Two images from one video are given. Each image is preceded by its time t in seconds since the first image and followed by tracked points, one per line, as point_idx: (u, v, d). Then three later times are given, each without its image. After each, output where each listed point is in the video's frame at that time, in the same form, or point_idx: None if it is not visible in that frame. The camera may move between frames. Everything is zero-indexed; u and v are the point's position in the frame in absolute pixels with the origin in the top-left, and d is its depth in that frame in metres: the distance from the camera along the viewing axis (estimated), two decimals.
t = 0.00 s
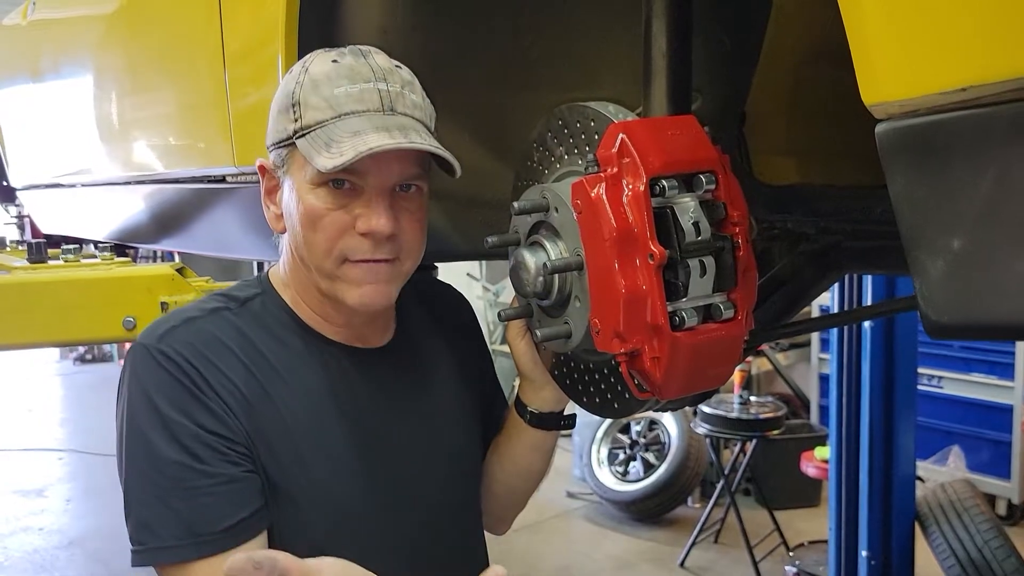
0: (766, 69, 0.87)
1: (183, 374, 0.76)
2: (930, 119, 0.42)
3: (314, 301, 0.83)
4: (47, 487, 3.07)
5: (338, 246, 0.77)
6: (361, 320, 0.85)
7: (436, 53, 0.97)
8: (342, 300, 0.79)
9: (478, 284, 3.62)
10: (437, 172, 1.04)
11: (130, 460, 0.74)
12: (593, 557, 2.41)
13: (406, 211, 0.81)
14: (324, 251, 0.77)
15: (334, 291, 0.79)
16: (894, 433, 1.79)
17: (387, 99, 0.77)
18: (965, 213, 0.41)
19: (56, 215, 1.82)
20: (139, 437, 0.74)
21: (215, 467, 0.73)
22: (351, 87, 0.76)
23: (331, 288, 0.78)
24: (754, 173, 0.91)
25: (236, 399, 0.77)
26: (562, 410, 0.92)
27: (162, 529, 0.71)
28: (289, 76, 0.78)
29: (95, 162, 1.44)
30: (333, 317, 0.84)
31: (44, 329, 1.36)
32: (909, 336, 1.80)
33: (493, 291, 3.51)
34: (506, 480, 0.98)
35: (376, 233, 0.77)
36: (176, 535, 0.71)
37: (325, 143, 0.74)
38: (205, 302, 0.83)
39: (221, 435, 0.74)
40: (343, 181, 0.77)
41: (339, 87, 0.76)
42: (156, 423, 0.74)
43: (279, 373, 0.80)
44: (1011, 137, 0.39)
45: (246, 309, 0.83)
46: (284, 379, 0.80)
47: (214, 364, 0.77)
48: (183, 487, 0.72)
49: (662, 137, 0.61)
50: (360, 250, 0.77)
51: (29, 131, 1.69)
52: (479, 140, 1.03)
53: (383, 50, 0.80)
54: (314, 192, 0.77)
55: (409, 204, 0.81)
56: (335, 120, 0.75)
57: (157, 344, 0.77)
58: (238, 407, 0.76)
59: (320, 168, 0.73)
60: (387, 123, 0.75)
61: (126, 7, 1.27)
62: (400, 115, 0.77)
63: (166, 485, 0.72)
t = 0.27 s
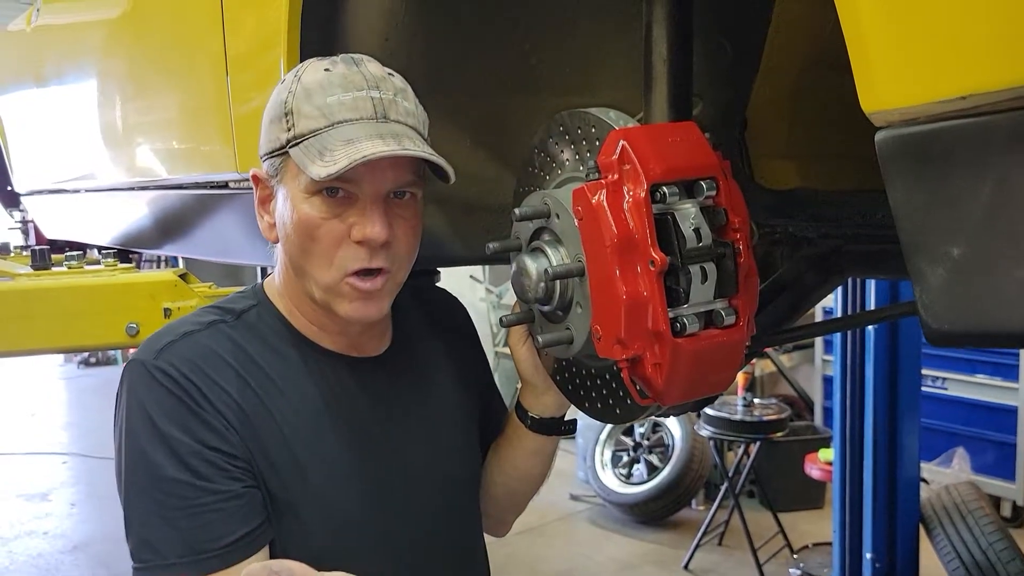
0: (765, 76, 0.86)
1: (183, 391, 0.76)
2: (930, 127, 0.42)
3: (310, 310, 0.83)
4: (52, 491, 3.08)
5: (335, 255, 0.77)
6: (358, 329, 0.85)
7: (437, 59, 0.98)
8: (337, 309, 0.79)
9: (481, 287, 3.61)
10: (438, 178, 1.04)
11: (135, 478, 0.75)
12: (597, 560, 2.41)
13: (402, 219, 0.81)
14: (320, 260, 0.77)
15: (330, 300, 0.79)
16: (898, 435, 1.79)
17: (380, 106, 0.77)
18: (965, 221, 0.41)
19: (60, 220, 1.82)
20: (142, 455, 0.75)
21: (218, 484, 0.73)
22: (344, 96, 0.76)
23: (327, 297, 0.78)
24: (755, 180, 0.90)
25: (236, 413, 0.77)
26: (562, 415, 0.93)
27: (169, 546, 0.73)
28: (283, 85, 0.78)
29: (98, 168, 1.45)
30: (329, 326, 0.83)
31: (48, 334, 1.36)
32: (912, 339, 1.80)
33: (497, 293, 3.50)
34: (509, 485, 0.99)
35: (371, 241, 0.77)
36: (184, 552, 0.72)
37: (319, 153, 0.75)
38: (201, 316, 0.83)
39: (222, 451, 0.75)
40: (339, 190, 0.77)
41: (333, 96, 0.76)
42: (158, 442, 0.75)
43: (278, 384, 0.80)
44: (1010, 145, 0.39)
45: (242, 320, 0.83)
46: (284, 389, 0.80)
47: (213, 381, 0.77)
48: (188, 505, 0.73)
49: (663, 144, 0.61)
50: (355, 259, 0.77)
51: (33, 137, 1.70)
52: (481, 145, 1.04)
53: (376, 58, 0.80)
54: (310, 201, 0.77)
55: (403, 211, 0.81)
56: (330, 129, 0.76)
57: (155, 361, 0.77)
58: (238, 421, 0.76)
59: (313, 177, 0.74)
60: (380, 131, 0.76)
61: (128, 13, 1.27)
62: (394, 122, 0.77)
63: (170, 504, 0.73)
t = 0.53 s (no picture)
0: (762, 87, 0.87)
1: (138, 408, 0.77)
2: (926, 141, 0.42)
3: (280, 315, 0.83)
4: (55, 504, 3.08)
5: (313, 258, 0.78)
6: (324, 334, 0.86)
7: (438, 72, 0.98)
8: (313, 312, 0.80)
9: (485, 297, 3.65)
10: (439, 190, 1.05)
11: (84, 494, 0.76)
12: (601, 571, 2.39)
13: (378, 222, 0.82)
14: (298, 264, 0.78)
15: (304, 302, 0.80)
16: (903, 445, 1.78)
17: (356, 108, 0.78)
18: (962, 235, 0.41)
19: (64, 233, 1.83)
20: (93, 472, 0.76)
21: (172, 503, 0.76)
22: (318, 98, 0.78)
23: (303, 300, 0.80)
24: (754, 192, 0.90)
25: (191, 430, 0.79)
26: (556, 429, 0.94)
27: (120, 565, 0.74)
28: (250, 89, 0.79)
29: (102, 181, 1.46)
30: (297, 330, 0.84)
31: (51, 347, 1.36)
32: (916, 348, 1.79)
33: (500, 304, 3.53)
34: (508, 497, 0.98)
35: (349, 245, 0.78)
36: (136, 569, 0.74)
37: (299, 153, 0.75)
38: (157, 329, 0.84)
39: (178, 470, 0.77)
40: (315, 194, 0.78)
41: (305, 99, 0.78)
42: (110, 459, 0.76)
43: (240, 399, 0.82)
44: (1005, 160, 0.39)
45: (200, 332, 0.85)
46: (241, 405, 0.81)
47: (167, 398, 0.79)
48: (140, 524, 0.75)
49: (661, 157, 0.62)
50: (334, 262, 0.78)
51: (38, 150, 1.71)
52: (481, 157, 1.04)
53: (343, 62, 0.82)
54: (285, 205, 0.78)
55: (379, 215, 0.83)
56: (307, 130, 0.76)
57: (109, 375, 0.78)
58: (193, 437, 0.78)
59: (295, 175, 0.74)
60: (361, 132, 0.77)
61: (132, 28, 1.29)
62: (370, 123, 0.79)
63: (124, 522, 0.75)
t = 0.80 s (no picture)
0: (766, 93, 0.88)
1: (78, 409, 0.79)
2: (924, 152, 0.42)
3: (248, 319, 0.90)
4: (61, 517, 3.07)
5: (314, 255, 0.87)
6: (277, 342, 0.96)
7: (439, 84, 0.98)
8: (319, 302, 0.89)
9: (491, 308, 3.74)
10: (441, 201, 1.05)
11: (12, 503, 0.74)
12: None
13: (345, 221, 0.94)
14: (298, 264, 0.86)
15: (309, 296, 0.88)
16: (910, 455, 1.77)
17: (312, 104, 0.87)
18: (962, 245, 0.41)
19: (68, 247, 1.84)
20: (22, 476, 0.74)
21: (119, 507, 0.75)
22: (272, 98, 0.85)
23: (310, 293, 0.88)
24: (757, 202, 0.90)
25: (138, 432, 0.81)
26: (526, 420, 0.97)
27: None
28: (190, 108, 0.84)
29: (107, 196, 1.46)
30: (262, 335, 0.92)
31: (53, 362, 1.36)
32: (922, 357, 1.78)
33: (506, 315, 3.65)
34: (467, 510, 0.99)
35: (344, 233, 0.89)
36: None
37: (295, 152, 0.83)
38: (89, 343, 0.87)
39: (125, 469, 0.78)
40: (299, 194, 0.86)
41: (259, 104, 0.85)
42: (41, 460, 0.75)
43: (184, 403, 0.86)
44: (1005, 169, 0.39)
45: (137, 345, 0.88)
46: (186, 408, 0.85)
47: (109, 403, 0.81)
48: (76, 530, 0.73)
49: (660, 168, 0.61)
50: (332, 252, 0.88)
51: (43, 165, 1.72)
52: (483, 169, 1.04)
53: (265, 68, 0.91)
54: (271, 211, 0.85)
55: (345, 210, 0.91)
56: (282, 131, 0.84)
57: (47, 384, 0.80)
58: (141, 440, 0.81)
59: (309, 172, 0.83)
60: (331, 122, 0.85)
61: (136, 43, 1.29)
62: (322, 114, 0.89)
63: (66, 533, 0.73)
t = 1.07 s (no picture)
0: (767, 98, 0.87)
1: (35, 410, 0.78)
2: (926, 158, 0.41)
3: (194, 330, 0.88)
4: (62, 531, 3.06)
5: (258, 264, 0.86)
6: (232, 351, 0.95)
7: (439, 94, 0.99)
8: (269, 310, 0.88)
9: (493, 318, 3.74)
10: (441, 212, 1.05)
11: None
12: None
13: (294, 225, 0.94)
14: (242, 274, 0.85)
15: (257, 305, 0.87)
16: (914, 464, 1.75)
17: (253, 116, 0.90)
18: (965, 252, 0.41)
19: (69, 260, 1.84)
20: None
21: (90, 497, 0.74)
22: (214, 108, 0.88)
23: (258, 302, 0.87)
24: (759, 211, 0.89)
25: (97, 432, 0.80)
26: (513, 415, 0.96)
27: None
28: (132, 118, 0.83)
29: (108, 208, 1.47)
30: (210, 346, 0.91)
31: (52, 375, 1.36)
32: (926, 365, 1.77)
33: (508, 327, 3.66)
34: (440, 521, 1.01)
35: (290, 242, 0.88)
36: None
37: (238, 163, 0.84)
38: (34, 356, 0.86)
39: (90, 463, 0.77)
40: (242, 204, 0.86)
41: (200, 114, 0.86)
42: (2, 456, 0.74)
43: (141, 402, 0.85)
44: (1009, 174, 0.39)
45: (82, 356, 0.87)
46: (146, 407, 0.85)
47: (66, 404, 0.80)
48: (45, 522, 0.71)
49: (661, 177, 0.61)
50: (278, 261, 0.88)
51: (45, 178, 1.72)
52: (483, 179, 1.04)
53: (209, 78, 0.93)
54: (214, 223, 0.84)
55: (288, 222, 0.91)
56: (225, 140, 0.85)
57: None
58: (102, 437, 0.80)
59: (253, 181, 0.83)
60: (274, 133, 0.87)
61: (138, 56, 1.30)
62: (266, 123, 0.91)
63: (41, 523, 0.71)
